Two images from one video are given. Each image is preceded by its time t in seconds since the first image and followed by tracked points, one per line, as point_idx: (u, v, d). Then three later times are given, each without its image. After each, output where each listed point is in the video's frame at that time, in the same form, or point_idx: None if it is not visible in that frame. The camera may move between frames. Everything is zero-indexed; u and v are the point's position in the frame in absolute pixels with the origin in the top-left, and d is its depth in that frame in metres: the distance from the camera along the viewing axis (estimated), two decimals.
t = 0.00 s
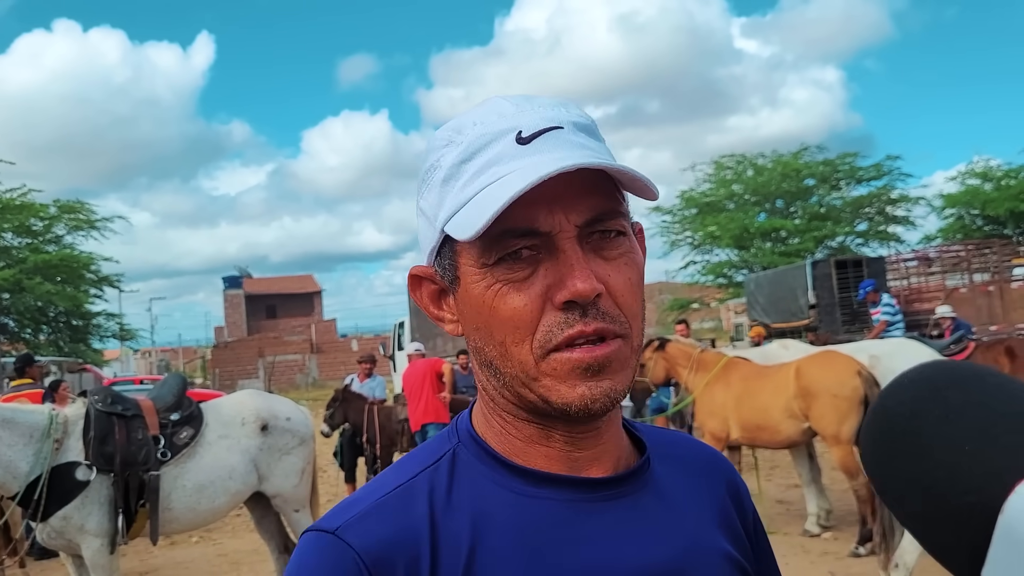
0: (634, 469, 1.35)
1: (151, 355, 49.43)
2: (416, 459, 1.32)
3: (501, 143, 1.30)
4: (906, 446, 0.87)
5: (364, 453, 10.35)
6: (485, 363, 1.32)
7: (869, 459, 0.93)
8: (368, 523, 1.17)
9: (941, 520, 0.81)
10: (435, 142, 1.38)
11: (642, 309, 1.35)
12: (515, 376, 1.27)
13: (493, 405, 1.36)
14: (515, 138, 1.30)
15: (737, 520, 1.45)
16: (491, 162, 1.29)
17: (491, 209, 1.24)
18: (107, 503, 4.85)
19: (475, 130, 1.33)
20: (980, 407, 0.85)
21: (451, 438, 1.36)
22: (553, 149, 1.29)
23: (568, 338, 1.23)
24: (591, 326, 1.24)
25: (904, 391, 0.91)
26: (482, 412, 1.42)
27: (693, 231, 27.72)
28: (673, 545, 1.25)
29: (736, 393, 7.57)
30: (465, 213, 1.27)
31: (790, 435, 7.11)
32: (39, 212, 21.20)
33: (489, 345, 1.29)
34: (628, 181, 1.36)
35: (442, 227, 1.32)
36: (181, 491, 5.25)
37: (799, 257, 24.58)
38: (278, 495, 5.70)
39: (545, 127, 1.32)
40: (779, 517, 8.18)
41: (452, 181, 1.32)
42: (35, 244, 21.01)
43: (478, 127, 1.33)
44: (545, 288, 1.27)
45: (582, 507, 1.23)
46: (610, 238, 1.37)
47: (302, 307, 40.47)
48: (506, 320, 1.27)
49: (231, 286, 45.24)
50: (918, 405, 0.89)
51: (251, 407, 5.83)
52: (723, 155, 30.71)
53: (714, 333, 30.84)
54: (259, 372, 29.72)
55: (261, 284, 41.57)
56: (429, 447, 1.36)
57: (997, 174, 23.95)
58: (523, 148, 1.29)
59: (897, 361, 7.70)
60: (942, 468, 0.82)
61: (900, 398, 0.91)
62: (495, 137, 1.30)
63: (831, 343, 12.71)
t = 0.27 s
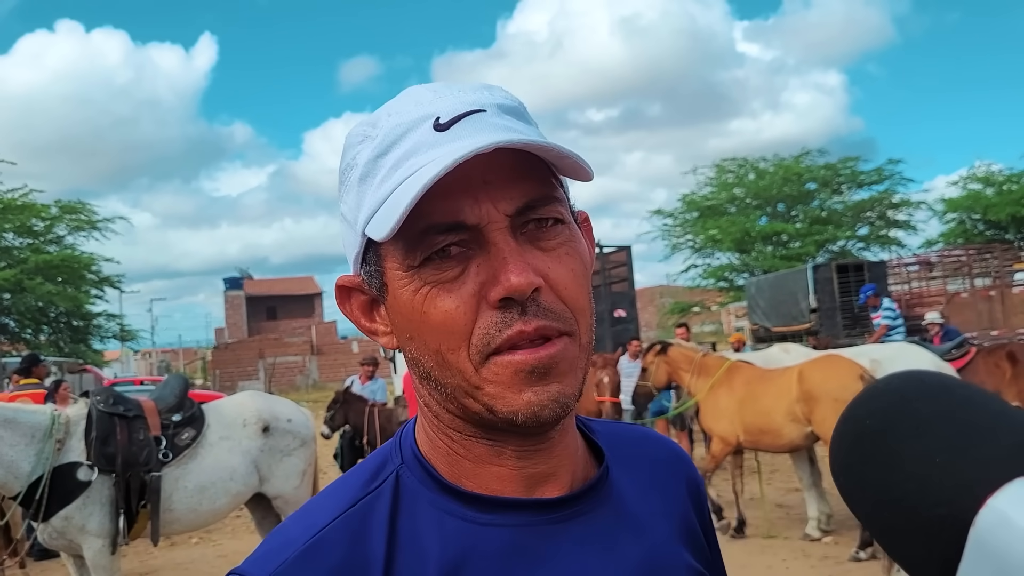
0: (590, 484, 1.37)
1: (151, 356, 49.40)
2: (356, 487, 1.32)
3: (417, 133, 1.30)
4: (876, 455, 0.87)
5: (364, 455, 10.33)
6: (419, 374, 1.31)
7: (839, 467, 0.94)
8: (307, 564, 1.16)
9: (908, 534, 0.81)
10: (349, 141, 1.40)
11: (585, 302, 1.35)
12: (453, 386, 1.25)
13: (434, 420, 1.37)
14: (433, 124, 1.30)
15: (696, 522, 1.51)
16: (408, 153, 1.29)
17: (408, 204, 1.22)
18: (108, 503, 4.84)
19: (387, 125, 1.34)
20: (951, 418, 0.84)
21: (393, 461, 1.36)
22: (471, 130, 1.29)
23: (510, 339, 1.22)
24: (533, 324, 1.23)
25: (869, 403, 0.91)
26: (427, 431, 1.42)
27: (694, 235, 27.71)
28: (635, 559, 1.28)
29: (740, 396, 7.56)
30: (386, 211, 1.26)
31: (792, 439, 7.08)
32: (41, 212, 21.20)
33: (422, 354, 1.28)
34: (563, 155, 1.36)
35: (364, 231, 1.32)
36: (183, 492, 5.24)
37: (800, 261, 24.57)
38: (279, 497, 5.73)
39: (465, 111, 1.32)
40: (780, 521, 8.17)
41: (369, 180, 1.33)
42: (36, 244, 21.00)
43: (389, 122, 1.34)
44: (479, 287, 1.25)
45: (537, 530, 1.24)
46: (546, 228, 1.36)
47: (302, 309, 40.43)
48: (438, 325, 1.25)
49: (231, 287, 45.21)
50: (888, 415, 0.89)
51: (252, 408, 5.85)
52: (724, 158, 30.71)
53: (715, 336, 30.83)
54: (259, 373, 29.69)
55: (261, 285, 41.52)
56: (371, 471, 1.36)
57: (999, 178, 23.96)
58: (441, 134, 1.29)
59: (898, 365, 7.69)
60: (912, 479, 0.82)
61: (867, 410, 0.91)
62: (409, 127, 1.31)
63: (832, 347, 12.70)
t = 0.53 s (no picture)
0: (563, 495, 1.38)
1: (156, 356, 49.50)
2: (323, 505, 1.29)
3: (376, 105, 1.33)
4: (844, 467, 0.93)
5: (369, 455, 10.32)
6: (390, 365, 1.28)
7: (806, 479, 0.99)
8: None
9: (873, 543, 0.86)
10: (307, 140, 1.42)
11: (563, 276, 1.36)
12: (435, 369, 1.21)
13: (404, 425, 1.35)
14: (395, 98, 1.33)
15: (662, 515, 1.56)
16: (373, 124, 1.30)
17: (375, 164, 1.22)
18: (117, 502, 4.85)
19: (342, 110, 1.37)
20: (917, 430, 0.90)
21: (359, 476, 1.34)
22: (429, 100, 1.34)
23: (494, 304, 1.20)
24: (517, 287, 1.22)
25: (832, 416, 0.98)
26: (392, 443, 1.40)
27: (700, 237, 27.67)
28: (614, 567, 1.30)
29: (746, 399, 7.53)
30: (354, 182, 1.26)
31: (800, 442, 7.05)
32: (47, 212, 21.28)
33: (398, 338, 1.24)
34: (531, 99, 1.41)
35: (328, 213, 1.31)
36: (190, 492, 5.24)
37: (806, 263, 24.52)
38: (286, 496, 5.77)
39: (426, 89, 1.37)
40: (786, 524, 8.16)
41: (331, 161, 1.33)
42: (43, 244, 21.07)
43: (345, 106, 1.38)
44: (459, 255, 1.24)
45: (512, 547, 1.24)
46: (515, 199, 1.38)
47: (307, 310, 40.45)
48: (417, 298, 1.22)
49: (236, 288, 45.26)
50: (852, 430, 0.94)
51: (259, 408, 5.87)
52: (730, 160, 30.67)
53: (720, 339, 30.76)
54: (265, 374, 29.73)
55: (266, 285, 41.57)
56: (337, 487, 1.33)
57: (1006, 182, 23.89)
58: (403, 101, 1.32)
59: (905, 369, 7.68)
60: (878, 494, 0.87)
61: (832, 424, 0.97)
62: (369, 106, 1.34)
63: (838, 349, 12.66)
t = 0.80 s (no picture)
0: (568, 492, 1.37)
1: (175, 356, 49.99)
2: (334, 506, 1.28)
3: (478, 135, 1.25)
4: (829, 478, 0.93)
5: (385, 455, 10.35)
6: (451, 394, 1.22)
7: (794, 489, 0.99)
8: None
9: (862, 553, 0.86)
10: (368, 141, 1.25)
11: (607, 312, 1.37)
12: (503, 403, 1.19)
13: (427, 434, 1.33)
14: (486, 128, 1.27)
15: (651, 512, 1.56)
16: (470, 156, 1.22)
17: (509, 217, 1.15)
18: (137, 500, 4.87)
19: (433, 120, 1.24)
20: (905, 438, 0.88)
21: (370, 477, 1.33)
22: (524, 141, 1.29)
23: (567, 350, 1.20)
24: (586, 335, 1.23)
25: (822, 426, 0.96)
26: (407, 444, 1.38)
27: (716, 238, 27.55)
28: (615, 565, 1.30)
29: (763, 400, 7.49)
30: (458, 219, 1.18)
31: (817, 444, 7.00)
32: (67, 213, 21.54)
33: (472, 372, 1.19)
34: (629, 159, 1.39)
35: (409, 237, 1.21)
36: (209, 491, 5.28)
37: (823, 264, 24.34)
38: (303, 496, 5.80)
39: (506, 117, 1.32)
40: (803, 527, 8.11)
41: (417, 181, 1.21)
42: (63, 244, 21.33)
43: (437, 116, 1.25)
44: (543, 299, 1.20)
45: (522, 541, 1.24)
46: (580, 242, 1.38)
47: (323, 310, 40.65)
48: (501, 339, 1.18)
49: (254, 288, 45.60)
50: (840, 437, 0.94)
51: (277, 408, 5.90)
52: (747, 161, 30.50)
53: (737, 340, 30.60)
54: (282, 373, 29.93)
55: (283, 286, 41.88)
56: (345, 489, 1.32)
57: None
58: (499, 141, 1.26)
59: (923, 370, 7.60)
60: (866, 502, 0.87)
61: (822, 433, 0.96)
62: (464, 129, 1.24)
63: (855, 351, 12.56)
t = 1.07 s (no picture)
0: (594, 487, 1.37)
1: (194, 356, 50.39)
2: (364, 506, 1.27)
3: (514, 137, 1.24)
4: (848, 486, 0.91)
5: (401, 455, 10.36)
6: (480, 393, 1.22)
7: (816, 492, 0.98)
8: None
9: (886, 559, 0.85)
10: (405, 137, 1.24)
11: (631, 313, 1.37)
12: (533, 402, 1.19)
13: (453, 434, 1.33)
14: (523, 130, 1.26)
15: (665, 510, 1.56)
16: (507, 159, 1.22)
17: (547, 226, 1.15)
18: (155, 499, 4.92)
19: (472, 120, 1.23)
20: (932, 442, 0.87)
21: (398, 476, 1.32)
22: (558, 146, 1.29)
23: (596, 351, 1.20)
24: (614, 337, 1.23)
25: (844, 429, 0.95)
26: (431, 441, 1.37)
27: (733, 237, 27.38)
28: (639, 560, 1.30)
29: (780, 399, 7.43)
30: (494, 221, 1.18)
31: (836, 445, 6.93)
32: (87, 214, 21.76)
33: (502, 372, 1.19)
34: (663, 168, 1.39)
35: (443, 238, 1.20)
36: (227, 489, 5.32)
37: (842, 264, 24.12)
38: (320, 495, 5.81)
39: (543, 121, 1.31)
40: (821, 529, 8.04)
41: (454, 182, 1.20)
42: (83, 245, 21.56)
43: (476, 116, 1.24)
44: (573, 299, 1.20)
45: (553, 536, 1.24)
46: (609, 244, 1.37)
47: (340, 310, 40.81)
48: (532, 339, 1.17)
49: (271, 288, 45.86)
50: (861, 443, 0.92)
51: (294, 407, 5.93)
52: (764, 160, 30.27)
53: (754, 341, 30.39)
54: (299, 373, 30.10)
55: (300, 286, 42.09)
56: (373, 489, 1.32)
57: None
58: (536, 144, 1.25)
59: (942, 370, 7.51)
60: (888, 506, 0.86)
61: (844, 437, 0.94)
62: (502, 132, 1.23)
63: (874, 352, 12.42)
